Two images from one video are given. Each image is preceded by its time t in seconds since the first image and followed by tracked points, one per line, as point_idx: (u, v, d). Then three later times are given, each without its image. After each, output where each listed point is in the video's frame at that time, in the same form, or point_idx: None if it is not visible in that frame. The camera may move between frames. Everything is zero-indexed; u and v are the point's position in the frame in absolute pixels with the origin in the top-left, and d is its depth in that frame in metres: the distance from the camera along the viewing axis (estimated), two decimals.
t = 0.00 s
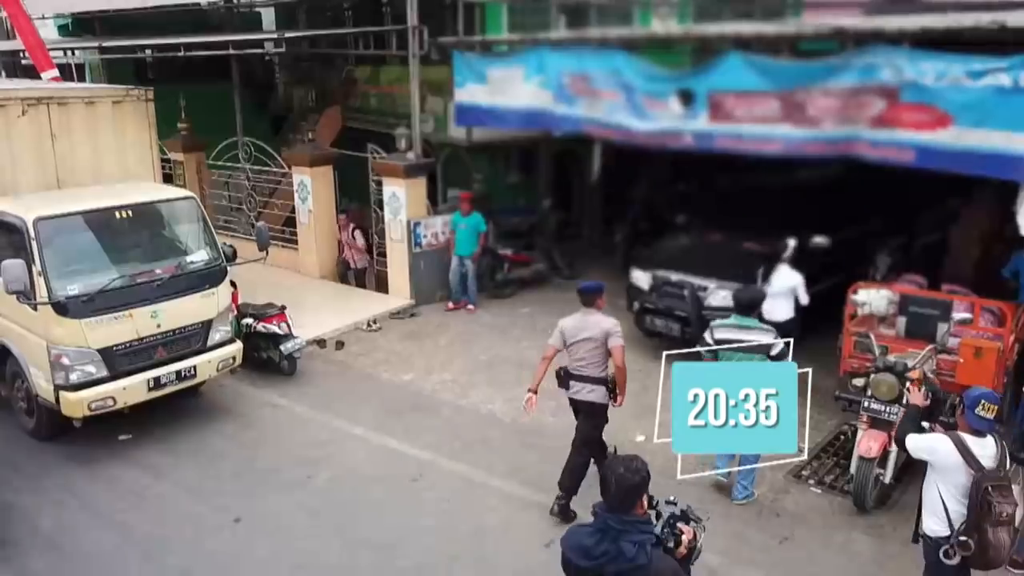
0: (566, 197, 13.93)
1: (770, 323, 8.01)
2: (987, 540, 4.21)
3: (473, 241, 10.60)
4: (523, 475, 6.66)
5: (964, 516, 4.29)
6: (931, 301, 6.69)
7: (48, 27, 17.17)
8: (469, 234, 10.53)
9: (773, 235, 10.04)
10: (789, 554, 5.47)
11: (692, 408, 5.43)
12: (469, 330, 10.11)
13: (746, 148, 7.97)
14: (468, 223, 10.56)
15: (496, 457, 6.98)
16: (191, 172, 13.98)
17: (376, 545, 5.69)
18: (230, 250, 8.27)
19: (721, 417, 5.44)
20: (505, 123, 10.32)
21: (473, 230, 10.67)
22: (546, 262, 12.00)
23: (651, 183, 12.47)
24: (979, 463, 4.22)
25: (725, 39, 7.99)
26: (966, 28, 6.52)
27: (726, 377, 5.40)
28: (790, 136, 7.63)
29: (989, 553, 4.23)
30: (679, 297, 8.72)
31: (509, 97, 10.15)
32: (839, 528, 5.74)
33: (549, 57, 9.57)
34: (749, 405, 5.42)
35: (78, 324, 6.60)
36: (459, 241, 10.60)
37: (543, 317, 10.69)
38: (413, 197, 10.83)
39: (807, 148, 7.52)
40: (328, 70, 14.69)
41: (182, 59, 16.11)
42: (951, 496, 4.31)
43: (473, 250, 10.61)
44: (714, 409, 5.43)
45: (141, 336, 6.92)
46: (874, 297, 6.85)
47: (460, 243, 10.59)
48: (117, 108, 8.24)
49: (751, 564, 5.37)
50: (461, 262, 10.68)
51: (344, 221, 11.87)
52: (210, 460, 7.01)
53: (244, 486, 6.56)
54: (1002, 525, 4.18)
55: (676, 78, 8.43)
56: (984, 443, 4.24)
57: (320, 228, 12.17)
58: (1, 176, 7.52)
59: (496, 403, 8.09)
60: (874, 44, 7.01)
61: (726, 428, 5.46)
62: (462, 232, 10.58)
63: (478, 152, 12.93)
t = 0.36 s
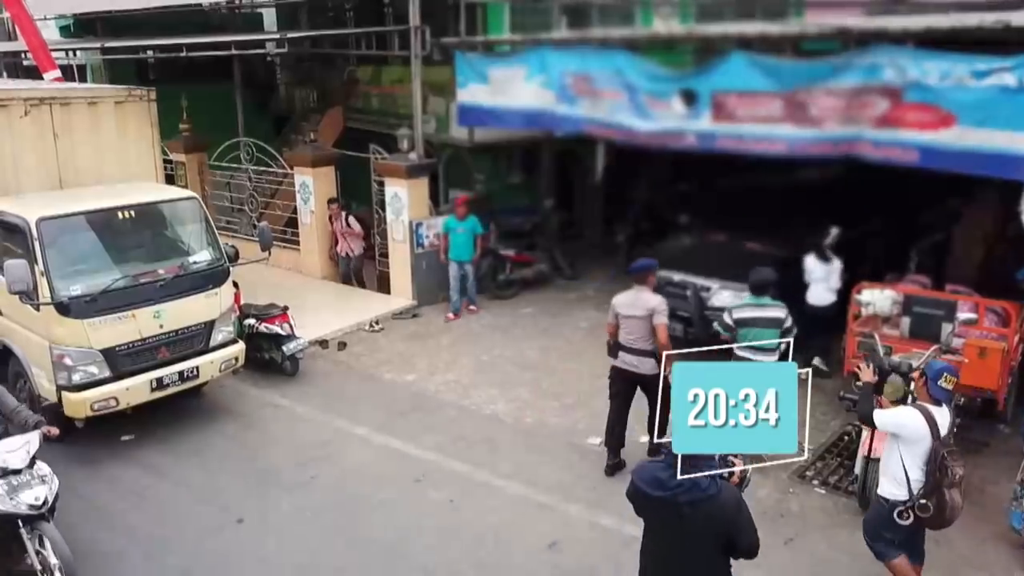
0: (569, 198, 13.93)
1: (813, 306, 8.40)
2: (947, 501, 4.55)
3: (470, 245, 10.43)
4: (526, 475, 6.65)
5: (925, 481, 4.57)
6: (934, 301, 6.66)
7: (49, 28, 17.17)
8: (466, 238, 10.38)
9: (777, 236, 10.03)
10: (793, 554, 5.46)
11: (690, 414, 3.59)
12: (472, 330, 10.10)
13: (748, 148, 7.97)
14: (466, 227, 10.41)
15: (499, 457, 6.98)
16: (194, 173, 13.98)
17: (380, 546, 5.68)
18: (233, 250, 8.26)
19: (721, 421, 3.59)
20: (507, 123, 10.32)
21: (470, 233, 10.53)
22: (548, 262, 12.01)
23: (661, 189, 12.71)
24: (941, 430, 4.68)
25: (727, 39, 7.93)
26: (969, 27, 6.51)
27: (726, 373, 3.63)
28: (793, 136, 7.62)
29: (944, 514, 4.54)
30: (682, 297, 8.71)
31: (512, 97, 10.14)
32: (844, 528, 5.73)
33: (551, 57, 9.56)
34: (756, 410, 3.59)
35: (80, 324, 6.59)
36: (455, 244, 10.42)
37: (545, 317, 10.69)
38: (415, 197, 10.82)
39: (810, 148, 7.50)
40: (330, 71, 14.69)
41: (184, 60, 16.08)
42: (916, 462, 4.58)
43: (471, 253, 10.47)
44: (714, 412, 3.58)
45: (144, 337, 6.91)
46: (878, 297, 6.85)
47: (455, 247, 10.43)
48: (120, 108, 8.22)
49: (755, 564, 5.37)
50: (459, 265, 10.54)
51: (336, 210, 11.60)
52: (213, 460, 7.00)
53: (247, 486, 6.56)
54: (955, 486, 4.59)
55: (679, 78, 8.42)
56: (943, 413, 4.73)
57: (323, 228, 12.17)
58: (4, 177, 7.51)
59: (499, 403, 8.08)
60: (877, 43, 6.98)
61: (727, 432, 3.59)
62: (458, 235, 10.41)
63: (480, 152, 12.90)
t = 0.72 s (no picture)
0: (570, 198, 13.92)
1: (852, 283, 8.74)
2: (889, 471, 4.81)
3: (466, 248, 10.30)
4: (528, 475, 6.64)
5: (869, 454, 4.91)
6: (938, 301, 6.64)
7: (51, 28, 17.16)
8: (462, 241, 10.27)
9: (778, 237, 10.02)
10: (796, 554, 5.45)
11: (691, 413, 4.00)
12: (474, 330, 10.09)
13: (750, 148, 7.95)
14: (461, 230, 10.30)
15: (502, 457, 6.97)
16: (195, 173, 13.97)
17: (383, 546, 5.67)
18: (234, 250, 8.25)
19: (721, 420, 4.02)
20: (508, 123, 10.31)
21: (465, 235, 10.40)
22: (550, 262, 12.01)
23: (666, 188, 12.47)
24: (880, 406, 4.92)
25: (730, 39, 7.91)
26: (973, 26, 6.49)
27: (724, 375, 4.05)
28: (795, 136, 7.60)
29: (891, 483, 4.81)
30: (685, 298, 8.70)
31: (514, 97, 10.12)
32: (847, 529, 5.72)
33: (553, 57, 9.54)
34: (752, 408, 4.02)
35: (82, 324, 6.58)
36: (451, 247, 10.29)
37: (547, 318, 10.68)
38: (416, 196, 10.80)
39: (811, 148, 7.48)
40: (331, 71, 14.68)
41: (184, 60, 16.05)
42: (857, 438, 4.94)
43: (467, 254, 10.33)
44: (715, 412, 4.01)
45: (146, 337, 6.90)
46: (882, 297, 6.80)
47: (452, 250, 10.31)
48: (122, 108, 8.21)
49: (759, 564, 5.35)
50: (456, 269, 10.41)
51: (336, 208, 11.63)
52: (215, 460, 6.99)
53: (249, 486, 6.55)
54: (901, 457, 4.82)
55: (681, 78, 8.40)
56: (882, 390, 4.95)
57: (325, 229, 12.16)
58: (5, 177, 7.50)
59: (501, 403, 8.07)
60: (880, 42, 6.96)
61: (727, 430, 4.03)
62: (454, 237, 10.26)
63: (483, 152, 12.84)
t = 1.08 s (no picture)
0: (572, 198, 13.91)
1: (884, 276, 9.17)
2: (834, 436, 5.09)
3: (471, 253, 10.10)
4: (530, 475, 6.62)
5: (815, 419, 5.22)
6: (941, 301, 6.64)
7: (53, 29, 17.15)
8: (468, 246, 10.07)
9: (780, 237, 10.00)
10: (800, 554, 5.43)
11: (692, 409, 4.69)
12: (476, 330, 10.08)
13: (751, 147, 7.94)
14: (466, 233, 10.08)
15: (504, 457, 6.95)
16: (196, 173, 13.96)
17: (385, 546, 5.66)
18: (235, 250, 8.23)
19: (720, 417, 4.69)
20: (509, 122, 10.29)
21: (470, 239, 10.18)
22: (552, 263, 12.00)
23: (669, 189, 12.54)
24: (829, 377, 5.23)
25: (732, 39, 7.89)
26: (977, 25, 6.47)
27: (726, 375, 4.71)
28: (797, 136, 7.57)
29: (834, 448, 5.11)
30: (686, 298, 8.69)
31: (516, 97, 10.10)
32: (850, 529, 5.70)
33: (555, 57, 9.52)
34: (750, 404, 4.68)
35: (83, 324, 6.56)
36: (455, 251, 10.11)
37: (549, 318, 10.66)
38: (417, 196, 10.79)
39: (814, 148, 7.46)
40: (332, 71, 14.67)
41: (185, 60, 16.03)
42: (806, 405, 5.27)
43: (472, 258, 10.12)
44: (714, 409, 4.68)
45: (147, 337, 6.89)
46: (885, 296, 6.69)
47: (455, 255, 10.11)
48: (123, 107, 8.19)
49: (763, 564, 5.34)
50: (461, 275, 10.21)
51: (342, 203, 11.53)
52: (216, 460, 6.98)
53: (250, 486, 6.54)
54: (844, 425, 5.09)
55: (682, 78, 8.38)
56: (833, 362, 5.24)
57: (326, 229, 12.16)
58: (6, 177, 7.49)
59: (502, 404, 8.06)
60: (882, 41, 6.94)
61: (725, 428, 4.71)
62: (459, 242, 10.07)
63: (484, 152, 12.85)
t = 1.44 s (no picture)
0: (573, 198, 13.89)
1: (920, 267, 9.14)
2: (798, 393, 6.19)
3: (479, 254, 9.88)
4: (532, 475, 6.61)
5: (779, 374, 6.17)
6: (944, 300, 6.62)
7: (54, 29, 17.15)
8: (477, 247, 9.87)
9: (782, 236, 10.01)
10: (804, 554, 5.41)
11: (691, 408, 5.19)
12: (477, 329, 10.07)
13: (754, 146, 7.92)
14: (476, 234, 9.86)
15: (506, 457, 6.93)
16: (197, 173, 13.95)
17: (386, 546, 5.64)
18: (238, 250, 8.21)
19: (720, 416, 5.17)
20: (510, 122, 10.28)
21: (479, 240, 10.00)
22: (553, 263, 11.98)
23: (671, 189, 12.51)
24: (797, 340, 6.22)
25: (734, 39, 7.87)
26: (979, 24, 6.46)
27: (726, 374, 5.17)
28: (799, 135, 7.55)
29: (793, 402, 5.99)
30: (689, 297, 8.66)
31: (518, 97, 10.08)
32: (853, 529, 5.68)
33: (557, 56, 9.50)
34: (750, 403, 5.13)
35: (85, 323, 6.55)
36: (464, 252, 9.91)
37: (551, 318, 10.65)
38: (418, 196, 10.78)
39: (816, 148, 7.43)
40: (334, 71, 14.67)
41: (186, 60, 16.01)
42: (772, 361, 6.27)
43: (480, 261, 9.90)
44: (714, 409, 5.16)
45: (148, 337, 6.86)
46: (888, 296, 6.68)
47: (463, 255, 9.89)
48: (124, 107, 8.17)
49: (766, 564, 5.32)
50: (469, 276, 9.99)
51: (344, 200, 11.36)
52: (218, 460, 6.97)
53: (251, 486, 6.52)
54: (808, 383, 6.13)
55: (684, 77, 8.36)
56: (802, 329, 6.26)
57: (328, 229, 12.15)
58: (7, 176, 7.48)
59: (504, 404, 8.04)
60: (885, 39, 6.91)
61: (725, 427, 5.20)
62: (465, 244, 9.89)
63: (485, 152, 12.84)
